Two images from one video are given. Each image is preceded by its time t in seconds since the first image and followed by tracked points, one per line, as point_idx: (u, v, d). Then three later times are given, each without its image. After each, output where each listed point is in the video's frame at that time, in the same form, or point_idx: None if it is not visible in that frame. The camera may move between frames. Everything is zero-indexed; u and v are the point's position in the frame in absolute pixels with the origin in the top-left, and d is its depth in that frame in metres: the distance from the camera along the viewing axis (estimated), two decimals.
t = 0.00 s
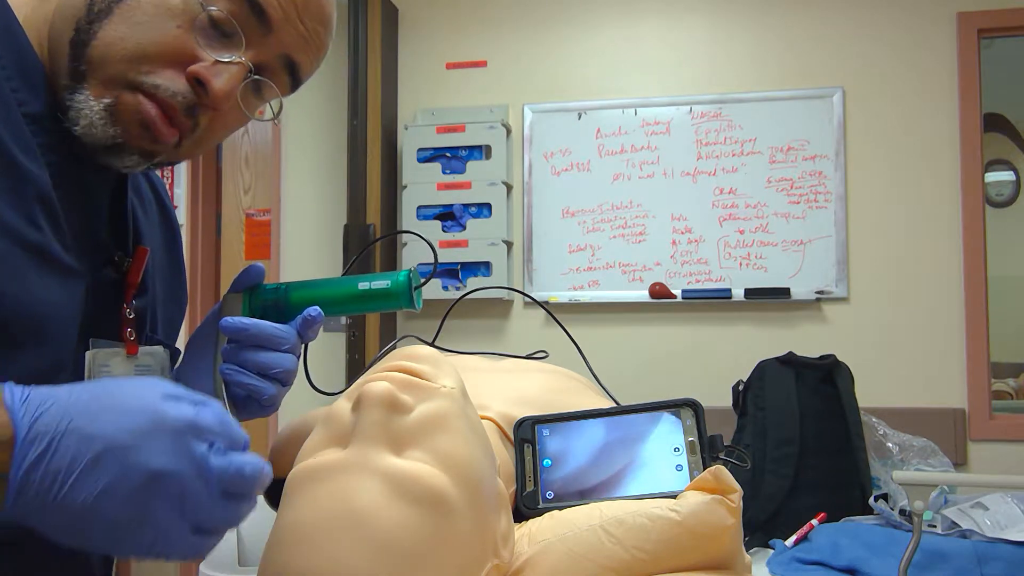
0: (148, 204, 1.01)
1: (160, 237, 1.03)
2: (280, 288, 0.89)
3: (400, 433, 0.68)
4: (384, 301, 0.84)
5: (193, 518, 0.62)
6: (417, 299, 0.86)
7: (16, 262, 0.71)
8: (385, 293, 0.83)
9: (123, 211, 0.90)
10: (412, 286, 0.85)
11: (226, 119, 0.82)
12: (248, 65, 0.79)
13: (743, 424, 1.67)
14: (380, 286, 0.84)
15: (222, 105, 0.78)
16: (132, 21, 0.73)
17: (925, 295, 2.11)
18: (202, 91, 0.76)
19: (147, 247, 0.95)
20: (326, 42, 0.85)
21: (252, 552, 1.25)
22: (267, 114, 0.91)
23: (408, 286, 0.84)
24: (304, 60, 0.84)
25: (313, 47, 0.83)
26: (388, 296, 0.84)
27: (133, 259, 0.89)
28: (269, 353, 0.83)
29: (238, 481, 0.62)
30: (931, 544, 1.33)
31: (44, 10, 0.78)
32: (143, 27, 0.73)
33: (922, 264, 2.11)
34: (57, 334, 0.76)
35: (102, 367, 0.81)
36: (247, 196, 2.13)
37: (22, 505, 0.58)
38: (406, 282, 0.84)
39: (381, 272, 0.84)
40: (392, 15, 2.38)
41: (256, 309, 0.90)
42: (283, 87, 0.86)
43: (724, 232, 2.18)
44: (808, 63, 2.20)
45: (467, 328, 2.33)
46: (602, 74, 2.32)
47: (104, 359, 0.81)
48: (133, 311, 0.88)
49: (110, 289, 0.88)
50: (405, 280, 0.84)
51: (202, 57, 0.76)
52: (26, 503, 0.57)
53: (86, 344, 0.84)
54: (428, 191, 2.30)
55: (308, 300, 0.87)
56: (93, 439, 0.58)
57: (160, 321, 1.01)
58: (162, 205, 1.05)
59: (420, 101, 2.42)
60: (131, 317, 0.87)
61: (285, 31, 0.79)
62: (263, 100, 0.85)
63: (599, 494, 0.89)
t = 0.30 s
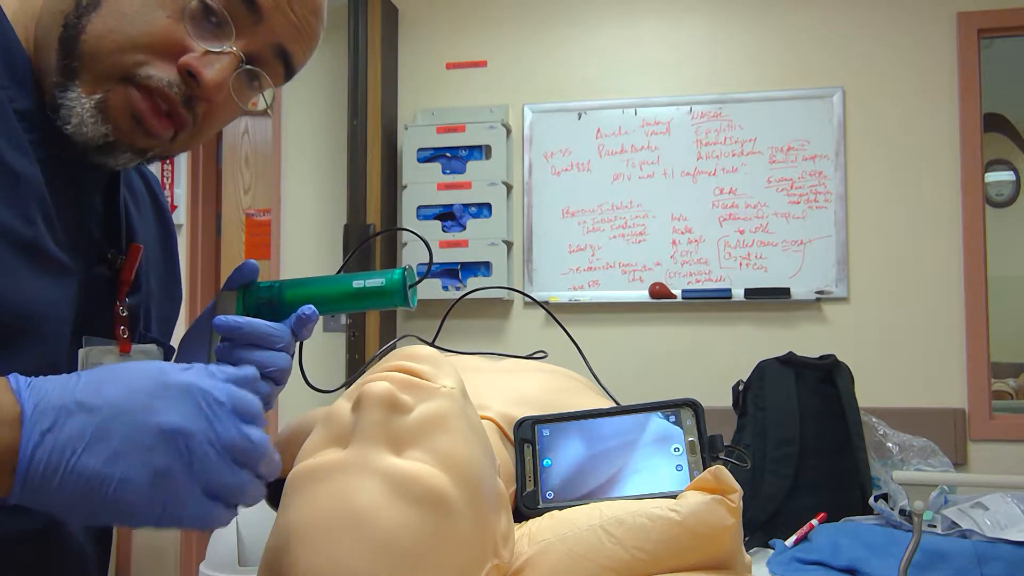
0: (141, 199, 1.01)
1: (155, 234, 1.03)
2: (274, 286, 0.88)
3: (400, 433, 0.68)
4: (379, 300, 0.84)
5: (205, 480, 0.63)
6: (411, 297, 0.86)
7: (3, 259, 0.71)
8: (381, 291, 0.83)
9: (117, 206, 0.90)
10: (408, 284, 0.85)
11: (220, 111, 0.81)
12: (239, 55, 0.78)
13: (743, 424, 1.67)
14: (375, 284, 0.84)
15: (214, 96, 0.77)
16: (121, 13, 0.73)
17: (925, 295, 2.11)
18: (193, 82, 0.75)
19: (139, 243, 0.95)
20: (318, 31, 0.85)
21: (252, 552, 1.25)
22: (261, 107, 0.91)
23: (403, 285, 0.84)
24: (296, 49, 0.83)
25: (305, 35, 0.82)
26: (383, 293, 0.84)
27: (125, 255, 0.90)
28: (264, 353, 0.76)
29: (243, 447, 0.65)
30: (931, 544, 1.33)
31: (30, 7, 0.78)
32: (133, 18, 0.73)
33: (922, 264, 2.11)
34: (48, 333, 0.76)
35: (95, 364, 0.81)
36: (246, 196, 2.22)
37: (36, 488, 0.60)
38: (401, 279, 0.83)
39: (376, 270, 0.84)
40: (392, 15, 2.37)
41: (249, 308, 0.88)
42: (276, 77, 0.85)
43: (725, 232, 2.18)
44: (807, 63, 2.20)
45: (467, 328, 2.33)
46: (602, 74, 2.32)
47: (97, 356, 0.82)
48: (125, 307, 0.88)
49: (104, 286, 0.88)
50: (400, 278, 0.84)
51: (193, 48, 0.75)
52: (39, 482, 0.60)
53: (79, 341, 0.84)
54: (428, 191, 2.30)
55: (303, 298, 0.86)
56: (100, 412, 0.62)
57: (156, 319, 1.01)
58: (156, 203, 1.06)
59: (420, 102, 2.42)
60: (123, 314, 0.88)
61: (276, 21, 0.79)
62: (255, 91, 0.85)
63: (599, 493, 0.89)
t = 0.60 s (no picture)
0: (130, 189, 1.01)
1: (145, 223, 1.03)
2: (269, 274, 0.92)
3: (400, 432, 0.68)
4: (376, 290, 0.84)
5: (319, 456, 0.46)
6: (408, 289, 0.85)
7: None
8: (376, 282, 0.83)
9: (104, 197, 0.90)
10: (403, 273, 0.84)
11: (203, 89, 0.83)
12: (217, 32, 0.80)
13: (743, 424, 1.67)
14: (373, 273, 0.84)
15: (194, 74, 0.79)
16: None
17: (925, 295, 2.11)
18: (171, 61, 0.77)
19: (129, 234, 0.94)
20: (296, 6, 0.87)
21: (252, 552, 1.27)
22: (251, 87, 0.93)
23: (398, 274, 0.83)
24: (274, 23, 0.86)
25: (282, 9, 0.85)
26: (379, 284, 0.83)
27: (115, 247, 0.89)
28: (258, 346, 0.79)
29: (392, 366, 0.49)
30: (931, 544, 1.33)
31: None
32: None
33: (922, 264, 2.11)
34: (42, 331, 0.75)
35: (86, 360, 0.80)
36: (246, 196, 2.48)
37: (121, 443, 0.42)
38: (395, 269, 0.83)
39: (372, 261, 0.83)
40: (392, 15, 2.37)
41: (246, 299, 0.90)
42: (257, 53, 0.88)
43: (725, 232, 2.18)
44: (807, 63, 2.20)
45: (467, 328, 2.33)
46: (602, 74, 2.32)
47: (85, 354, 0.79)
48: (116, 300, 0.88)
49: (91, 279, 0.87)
50: (395, 268, 0.83)
51: (170, 27, 0.77)
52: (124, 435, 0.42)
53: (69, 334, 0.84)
54: (428, 191, 2.30)
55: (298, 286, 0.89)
56: (173, 379, 0.44)
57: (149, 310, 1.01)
58: (147, 192, 1.06)
59: (420, 102, 2.42)
60: (115, 307, 0.88)
61: None
62: (241, 70, 0.87)
63: (600, 494, 0.89)
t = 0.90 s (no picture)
0: (127, 187, 1.01)
1: (142, 222, 1.03)
2: (260, 277, 0.90)
3: (399, 432, 0.68)
4: (366, 293, 0.84)
5: None
6: (399, 291, 0.85)
7: None
8: (368, 284, 0.83)
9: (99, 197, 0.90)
10: (395, 276, 0.84)
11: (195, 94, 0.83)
12: (212, 38, 0.79)
13: (743, 424, 1.67)
14: (364, 276, 0.84)
15: (186, 80, 0.78)
16: None
17: (925, 296, 2.11)
18: (164, 66, 0.77)
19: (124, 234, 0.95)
20: (294, 12, 0.86)
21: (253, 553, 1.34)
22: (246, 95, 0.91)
23: (390, 278, 0.83)
24: (272, 30, 0.84)
25: (280, 16, 0.83)
26: (370, 287, 0.83)
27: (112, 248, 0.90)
28: (248, 345, 0.84)
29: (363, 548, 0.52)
30: (931, 544, 1.33)
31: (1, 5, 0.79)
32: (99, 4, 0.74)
33: (922, 263, 2.11)
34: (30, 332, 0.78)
35: (81, 360, 0.84)
36: (246, 196, 2.47)
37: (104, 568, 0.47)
38: (387, 272, 0.83)
39: (364, 264, 0.84)
40: (392, 14, 2.37)
41: (235, 300, 0.90)
42: (253, 59, 0.87)
43: (725, 232, 2.18)
44: (807, 63, 2.20)
45: (467, 328, 2.33)
46: (602, 74, 2.32)
47: (82, 351, 0.84)
48: (112, 303, 0.89)
49: (88, 281, 0.88)
50: (387, 271, 0.83)
51: (164, 33, 0.77)
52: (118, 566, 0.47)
53: (64, 336, 0.86)
54: (428, 191, 2.30)
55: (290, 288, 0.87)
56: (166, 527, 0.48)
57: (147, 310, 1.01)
58: (144, 190, 1.06)
59: (420, 102, 2.42)
60: (110, 309, 0.89)
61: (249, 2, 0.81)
62: (237, 76, 0.86)
63: (600, 493, 0.90)
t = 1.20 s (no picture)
0: (125, 186, 1.01)
1: (140, 221, 1.03)
2: (259, 275, 0.89)
3: (399, 432, 0.68)
4: (366, 291, 0.84)
5: None
6: (400, 288, 0.85)
7: None
8: (368, 283, 0.83)
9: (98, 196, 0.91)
10: (395, 274, 0.84)
11: (196, 88, 0.83)
12: (213, 31, 0.80)
13: (743, 424, 1.67)
14: (363, 274, 0.84)
15: (189, 74, 0.78)
16: None
17: (925, 296, 2.11)
18: (166, 61, 0.77)
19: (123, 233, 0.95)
20: (294, 4, 0.86)
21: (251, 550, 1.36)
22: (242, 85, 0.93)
23: (391, 276, 0.83)
24: (272, 22, 0.85)
25: (280, 9, 0.84)
26: (370, 286, 0.83)
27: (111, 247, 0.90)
28: (250, 345, 0.83)
29: None
30: (931, 544, 1.33)
31: None
32: None
33: (921, 263, 2.11)
34: (37, 331, 0.77)
35: (81, 360, 0.85)
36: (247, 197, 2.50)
37: None
38: (388, 271, 0.83)
39: (363, 262, 0.83)
40: (392, 14, 2.37)
41: (235, 299, 0.89)
42: (253, 52, 0.87)
43: (725, 232, 2.18)
44: (808, 63, 2.20)
45: (467, 328, 2.33)
46: (602, 74, 2.32)
47: (82, 351, 0.85)
48: (111, 302, 0.90)
49: (87, 279, 0.88)
50: (387, 269, 0.83)
51: (165, 26, 0.77)
52: None
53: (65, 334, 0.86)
54: (428, 191, 2.30)
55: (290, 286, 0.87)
56: None
57: (146, 309, 1.01)
58: (142, 189, 1.06)
59: (420, 101, 2.42)
60: (109, 308, 0.89)
61: None
62: (236, 67, 0.87)
63: (599, 492, 0.90)
